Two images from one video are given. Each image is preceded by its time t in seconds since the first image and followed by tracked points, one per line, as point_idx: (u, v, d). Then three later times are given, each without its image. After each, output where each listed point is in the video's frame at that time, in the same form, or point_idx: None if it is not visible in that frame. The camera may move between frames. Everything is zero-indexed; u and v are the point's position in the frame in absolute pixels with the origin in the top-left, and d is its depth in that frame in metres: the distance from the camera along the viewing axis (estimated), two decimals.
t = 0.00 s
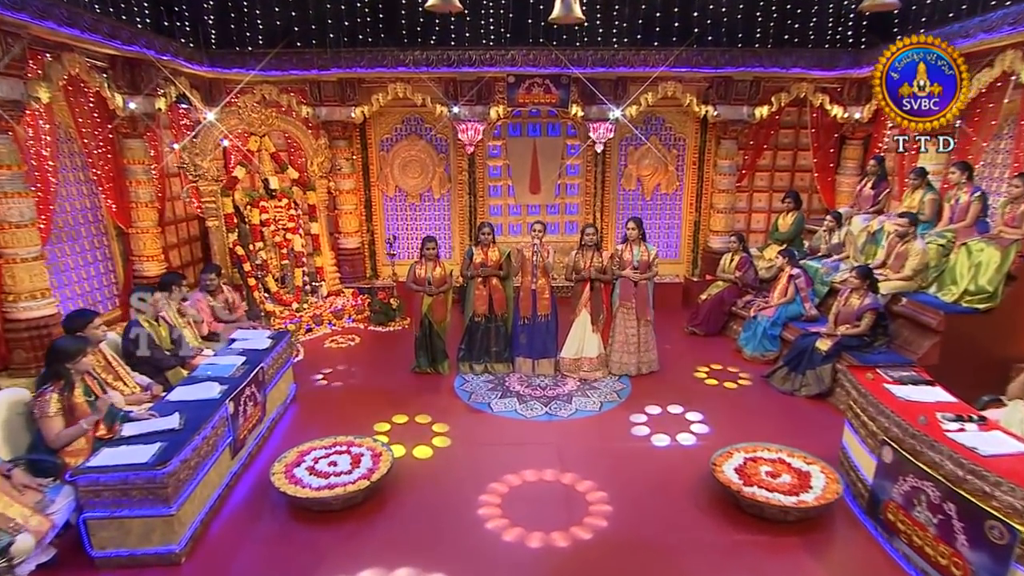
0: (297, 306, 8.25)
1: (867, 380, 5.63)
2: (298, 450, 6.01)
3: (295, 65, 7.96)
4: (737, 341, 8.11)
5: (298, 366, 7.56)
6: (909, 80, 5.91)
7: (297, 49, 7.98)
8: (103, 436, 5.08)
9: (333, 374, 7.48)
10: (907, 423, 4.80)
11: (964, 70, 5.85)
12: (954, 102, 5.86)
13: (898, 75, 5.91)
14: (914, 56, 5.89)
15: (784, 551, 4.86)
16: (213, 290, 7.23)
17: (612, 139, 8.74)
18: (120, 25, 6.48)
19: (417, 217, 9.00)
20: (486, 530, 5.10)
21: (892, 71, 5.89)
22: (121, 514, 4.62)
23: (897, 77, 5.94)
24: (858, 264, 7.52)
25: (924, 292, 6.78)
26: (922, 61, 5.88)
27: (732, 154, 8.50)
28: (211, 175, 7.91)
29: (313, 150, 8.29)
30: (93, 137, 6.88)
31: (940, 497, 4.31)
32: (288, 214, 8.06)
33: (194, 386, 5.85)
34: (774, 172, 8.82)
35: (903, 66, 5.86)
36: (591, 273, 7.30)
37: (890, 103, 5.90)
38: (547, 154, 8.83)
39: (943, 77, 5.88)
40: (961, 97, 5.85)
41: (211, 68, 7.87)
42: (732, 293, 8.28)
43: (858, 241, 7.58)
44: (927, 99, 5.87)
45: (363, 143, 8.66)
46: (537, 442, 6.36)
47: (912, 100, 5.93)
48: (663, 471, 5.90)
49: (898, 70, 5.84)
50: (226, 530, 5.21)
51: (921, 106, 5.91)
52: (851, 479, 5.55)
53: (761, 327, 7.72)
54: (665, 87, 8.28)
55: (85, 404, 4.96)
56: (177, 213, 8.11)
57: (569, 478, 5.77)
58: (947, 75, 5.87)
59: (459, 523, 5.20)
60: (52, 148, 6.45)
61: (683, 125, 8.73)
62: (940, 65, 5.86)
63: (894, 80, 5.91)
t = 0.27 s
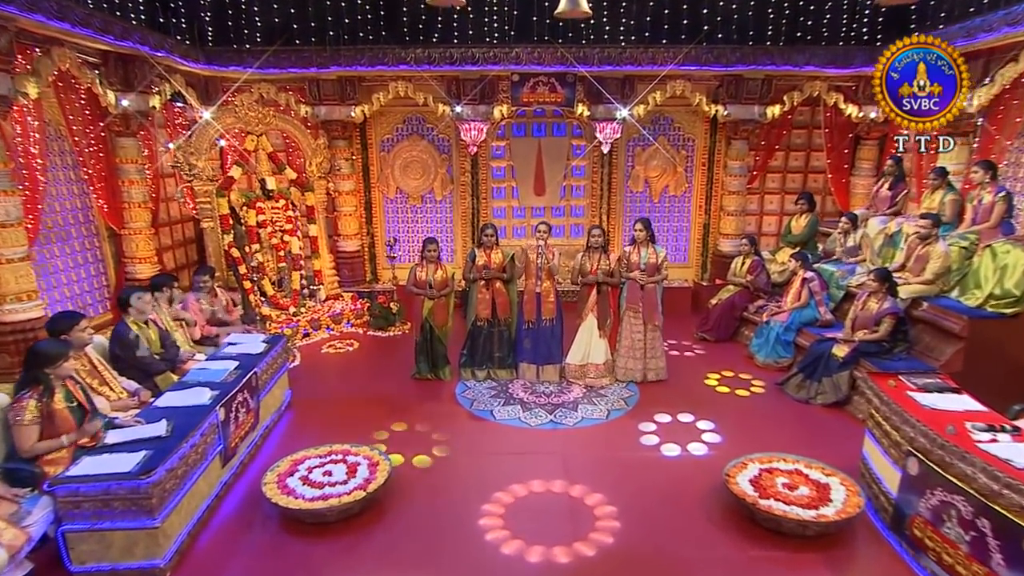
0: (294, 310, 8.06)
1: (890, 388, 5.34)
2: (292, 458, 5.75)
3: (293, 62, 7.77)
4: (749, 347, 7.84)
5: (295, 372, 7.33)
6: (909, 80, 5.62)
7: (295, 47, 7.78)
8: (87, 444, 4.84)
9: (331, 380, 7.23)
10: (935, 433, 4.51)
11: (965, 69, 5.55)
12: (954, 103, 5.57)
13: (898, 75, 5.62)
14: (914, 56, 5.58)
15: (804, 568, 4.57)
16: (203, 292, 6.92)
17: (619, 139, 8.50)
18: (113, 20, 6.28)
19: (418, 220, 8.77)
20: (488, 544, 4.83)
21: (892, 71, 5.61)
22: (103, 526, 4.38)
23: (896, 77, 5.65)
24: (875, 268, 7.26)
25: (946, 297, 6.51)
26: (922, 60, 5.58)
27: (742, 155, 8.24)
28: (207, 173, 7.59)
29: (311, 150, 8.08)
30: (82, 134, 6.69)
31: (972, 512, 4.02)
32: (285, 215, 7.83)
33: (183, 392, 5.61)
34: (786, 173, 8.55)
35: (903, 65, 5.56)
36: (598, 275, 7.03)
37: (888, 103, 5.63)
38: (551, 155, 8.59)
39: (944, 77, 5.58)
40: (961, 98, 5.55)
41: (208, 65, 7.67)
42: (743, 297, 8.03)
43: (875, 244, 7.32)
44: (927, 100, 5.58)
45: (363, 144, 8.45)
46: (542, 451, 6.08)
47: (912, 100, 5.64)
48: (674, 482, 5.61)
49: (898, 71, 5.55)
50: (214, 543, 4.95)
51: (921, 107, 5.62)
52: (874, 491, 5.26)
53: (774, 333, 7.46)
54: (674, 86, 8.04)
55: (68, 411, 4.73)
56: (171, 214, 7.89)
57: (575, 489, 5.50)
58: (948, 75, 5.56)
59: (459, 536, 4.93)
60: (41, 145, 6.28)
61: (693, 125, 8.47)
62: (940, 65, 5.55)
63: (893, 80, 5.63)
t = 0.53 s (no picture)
0: (289, 314, 7.83)
1: (913, 395, 5.05)
2: (283, 468, 5.47)
3: (290, 60, 7.55)
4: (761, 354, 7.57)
5: (288, 378, 7.09)
6: (909, 80, 5.49)
7: (291, 44, 7.57)
8: (64, 452, 4.55)
9: (326, 386, 6.96)
10: (965, 443, 4.22)
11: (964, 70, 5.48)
12: (954, 103, 5.48)
13: (898, 75, 5.49)
14: (914, 56, 5.47)
15: None
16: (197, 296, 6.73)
17: (624, 139, 8.25)
18: (102, 13, 6.04)
19: (418, 222, 8.52)
20: (488, 559, 4.54)
21: (892, 71, 5.48)
22: (79, 540, 4.09)
23: (896, 77, 5.52)
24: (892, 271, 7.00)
25: (968, 301, 6.29)
26: (922, 61, 5.47)
27: (753, 155, 7.99)
28: (198, 173, 7.30)
29: (307, 150, 7.68)
30: (70, 132, 6.40)
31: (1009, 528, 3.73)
32: (281, 216, 7.62)
33: (169, 398, 5.34)
34: (797, 175, 8.28)
35: (903, 65, 5.45)
36: (604, 278, 6.75)
37: (888, 103, 5.50)
38: (555, 156, 8.32)
39: (943, 77, 5.50)
40: (962, 99, 5.48)
41: (201, 62, 7.44)
42: (755, 302, 7.75)
43: (892, 246, 7.06)
44: (928, 99, 5.46)
45: (362, 144, 8.22)
46: (545, 461, 5.79)
47: (912, 100, 5.51)
48: (685, 494, 5.32)
49: (898, 70, 5.43)
50: (198, 559, 4.66)
51: (921, 107, 5.51)
52: (897, 505, 4.96)
53: (787, 338, 7.19)
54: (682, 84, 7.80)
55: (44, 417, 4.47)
56: (162, 215, 7.65)
57: (580, 501, 5.21)
58: (947, 76, 5.49)
59: (457, 550, 4.64)
60: (25, 143, 5.96)
61: (701, 124, 8.23)
62: (940, 65, 5.48)
63: (894, 80, 5.50)
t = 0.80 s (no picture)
0: (284, 316, 7.63)
1: (934, 399, 4.82)
2: (275, 475, 5.25)
3: (286, 55, 7.35)
4: (770, 358, 7.34)
5: (283, 382, 6.90)
6: (909, 79, 5.21)
7: (287, 39, 7.39)
8: (44, 458, 4.30)
9: (322, 391, 6.75)
10: (993, 449, 3.99)
11: (965, 68, 5.18)
12: (955, 103, 5.20)
13: (897, 75, 5.21)
14: (914, 55, 5.18)
15: None
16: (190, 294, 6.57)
17: (629, 138, 8.04)
18: (93, 6, 5.83)
19: (417, 222, 8.31)
20: (487, 570, 4.31)
21: (892, 71, 5.19)
22: (56, 550, 3.87)
23: (896, 77, 5.24)
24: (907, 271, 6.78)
25: (987, 301, 6.07)
26: (922, 60, 5.18)
27: (761, 153, 7.78)
28: (193, 171, 6.94)
29: (304, 147, 7.44)
30: (59, 128, 6.14)
31: None
32: (277, 216, 7.49)
33: (157, 402, 5.13)
34: (807, 174, 8.07)
35: (903, 65, 5.15)
36: (608, 278, 6.50)
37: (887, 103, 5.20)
38: (558, 155, 8.12)
39: (944, 77, 5.20)
40: (963, 98, 5.19)
41: (194, 58, 7.25)
42: (763, 304, 7.55)
43: (906, 246, 6.85)
44: (927, 99, 5.17)
45: (360, 142, 8.02)
46: (548, 467, 5.56)
47: (911, 100, 5.23)
48: (695, 502, 5.08)
49: (897, 71, 5.14)
50: (182, 570, 4.42)
51: (920, 107, 5.22)
52: (918, 515, 4.72)
53: (798, 341, 6.96)
54: (688, 80, 7.60)
55: (21, 420, 4.23)
56: (153, 215, 7.44)
57: (585, 509, 4.97)
58: (948, 75, 5.20)
59: (456, 560, 4.41)
60: (13, 141, 5.71)
61: (708, 122, 8.02)
62: (940, 64, 5.19)
63: (893, 80, 5.21)
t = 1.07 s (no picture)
0: (278, 317, 7.38)
1: (961, 402, 4.55)
2: (265, 481, 4.98)
3: (281, 48, 7.12)
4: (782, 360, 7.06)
5: (276, 384, 6.66)
6: (909, 79, 5.54)
7: (283, 31, 7.14)
8: (17, 463, 4.02)
9: (317, 395, 6.50)
10: None
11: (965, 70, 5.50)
12: (955, 101, 5.49)
13: (898, 75, 5.54)
14: (914, 56, 5.52)
15: None
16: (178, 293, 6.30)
17: (635, 133, 7.78)
18: None
19: (416, 221, 8.06)
20: None
21: (892, 71, 5.54)
22: (28, 562, 3.60)
23: (896, 77, 5.57)
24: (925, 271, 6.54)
25: (1012, 301, 5.79)
26: (922, 60, 5.52)
27: (772, 149, 7.51)
28: (182, 166, 6.69)
29: (299, 143, 7.22)
30: (43, 121, 5.89)
31: None
32: (270, 213, 7.23)
33: (140, 404, 4.86)
34: (819, 171, 7.80)
35: (903, 65, 5.50)
36: (614, 277, 6.24)
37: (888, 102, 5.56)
38: (562, 152, 7.87)
39: (944, 77, 5.53)
40: (962, 97, 5.49)
41: (186, 50, 6.98)
42: (774, 304, 7.30)
43: (924, 243, 6.59)
44: (928, 99, 5.49)
45: (357, 138, 7.77)
46: (552, 473, 5.28)
47: (912, 100, 5.55)
48: (708, 510, 4.80)
49: (897, 70, 5.47)
50: None
51: (920, 107, 5.53)
52: (945, 524, 4.42)
53: (811, 342, 6.67)
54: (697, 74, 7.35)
55: None
56: (140, 213, 7.17)
57: (591, 517, 4.69)
58: (948, 75, 5.52)
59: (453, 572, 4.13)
60: None
61: (717, 117, 7.76)
62: (940, 65, 5.52)
63: (893, 79, 5.55)
